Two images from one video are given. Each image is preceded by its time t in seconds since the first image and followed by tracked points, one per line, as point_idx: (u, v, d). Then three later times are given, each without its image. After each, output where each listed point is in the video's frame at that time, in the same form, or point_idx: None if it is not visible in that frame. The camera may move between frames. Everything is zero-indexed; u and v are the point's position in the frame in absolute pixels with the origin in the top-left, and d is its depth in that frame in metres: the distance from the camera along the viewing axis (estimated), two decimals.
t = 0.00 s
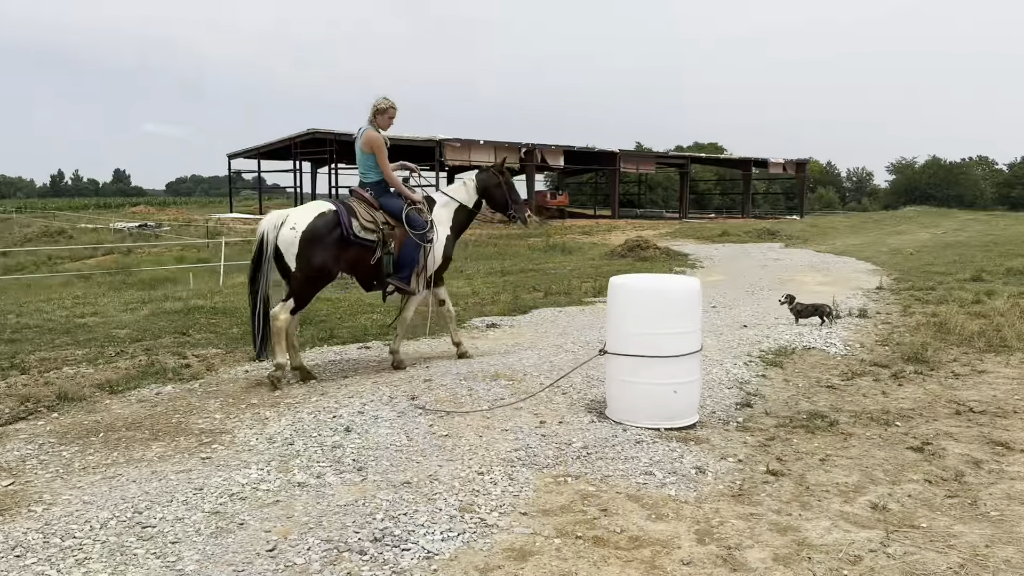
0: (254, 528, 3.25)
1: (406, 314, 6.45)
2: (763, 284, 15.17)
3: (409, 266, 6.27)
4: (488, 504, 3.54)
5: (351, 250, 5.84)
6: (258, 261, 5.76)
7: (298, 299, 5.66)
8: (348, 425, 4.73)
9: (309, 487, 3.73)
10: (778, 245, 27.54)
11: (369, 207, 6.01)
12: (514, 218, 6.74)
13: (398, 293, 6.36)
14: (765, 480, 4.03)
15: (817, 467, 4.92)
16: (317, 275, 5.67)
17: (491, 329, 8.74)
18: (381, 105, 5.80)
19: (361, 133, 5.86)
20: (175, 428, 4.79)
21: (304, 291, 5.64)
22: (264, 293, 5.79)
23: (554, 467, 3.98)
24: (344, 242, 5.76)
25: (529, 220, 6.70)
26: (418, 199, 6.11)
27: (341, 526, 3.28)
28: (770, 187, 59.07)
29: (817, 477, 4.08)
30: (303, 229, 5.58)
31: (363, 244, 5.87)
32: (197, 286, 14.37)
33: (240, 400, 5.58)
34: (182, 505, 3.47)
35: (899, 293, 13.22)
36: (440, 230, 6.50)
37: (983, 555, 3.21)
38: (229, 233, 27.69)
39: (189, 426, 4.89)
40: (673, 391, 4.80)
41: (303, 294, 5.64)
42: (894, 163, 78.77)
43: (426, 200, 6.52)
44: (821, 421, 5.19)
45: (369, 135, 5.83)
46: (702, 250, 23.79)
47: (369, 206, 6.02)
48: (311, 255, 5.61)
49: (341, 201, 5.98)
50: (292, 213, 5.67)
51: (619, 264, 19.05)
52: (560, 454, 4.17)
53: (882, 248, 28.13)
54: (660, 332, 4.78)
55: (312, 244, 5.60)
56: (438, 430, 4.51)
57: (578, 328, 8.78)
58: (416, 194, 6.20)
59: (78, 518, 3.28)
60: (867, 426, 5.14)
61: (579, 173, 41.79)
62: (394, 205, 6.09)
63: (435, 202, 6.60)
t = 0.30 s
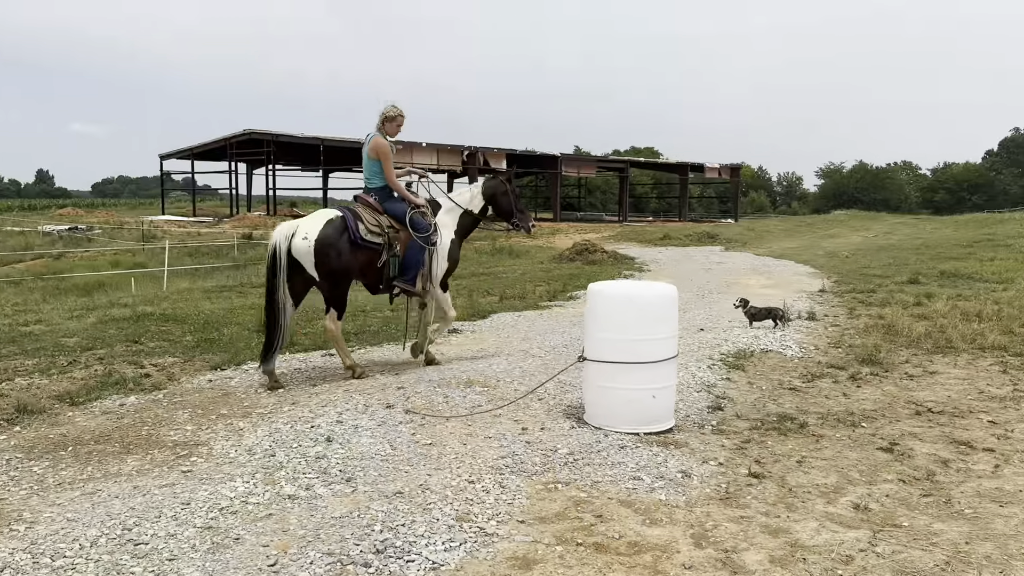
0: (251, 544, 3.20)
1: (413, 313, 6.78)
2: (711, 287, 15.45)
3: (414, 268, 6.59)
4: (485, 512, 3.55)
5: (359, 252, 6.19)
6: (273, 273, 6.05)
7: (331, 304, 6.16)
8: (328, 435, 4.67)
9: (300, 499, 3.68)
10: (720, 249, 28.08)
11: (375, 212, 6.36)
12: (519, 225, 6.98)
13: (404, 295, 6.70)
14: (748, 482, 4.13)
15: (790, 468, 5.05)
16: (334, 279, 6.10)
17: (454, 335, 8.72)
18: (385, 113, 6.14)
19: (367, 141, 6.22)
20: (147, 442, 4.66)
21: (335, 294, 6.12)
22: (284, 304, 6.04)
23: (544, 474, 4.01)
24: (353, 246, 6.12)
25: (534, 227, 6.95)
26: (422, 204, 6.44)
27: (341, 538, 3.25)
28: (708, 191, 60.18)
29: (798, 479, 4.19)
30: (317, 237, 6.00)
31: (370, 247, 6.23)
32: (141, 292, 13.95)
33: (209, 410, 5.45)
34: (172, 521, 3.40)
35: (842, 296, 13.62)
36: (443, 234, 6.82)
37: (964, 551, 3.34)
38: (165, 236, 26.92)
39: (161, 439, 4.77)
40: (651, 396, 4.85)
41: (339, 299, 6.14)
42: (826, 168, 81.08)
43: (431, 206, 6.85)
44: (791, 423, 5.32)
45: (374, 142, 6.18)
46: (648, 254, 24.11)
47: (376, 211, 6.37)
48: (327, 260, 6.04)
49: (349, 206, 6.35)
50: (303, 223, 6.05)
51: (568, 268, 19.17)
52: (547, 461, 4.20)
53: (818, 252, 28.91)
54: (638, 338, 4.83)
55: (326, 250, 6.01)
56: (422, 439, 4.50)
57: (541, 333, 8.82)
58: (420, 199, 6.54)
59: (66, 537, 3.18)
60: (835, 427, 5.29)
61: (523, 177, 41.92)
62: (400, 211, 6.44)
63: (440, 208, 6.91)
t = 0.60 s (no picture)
0: (247, 552, 3.17)
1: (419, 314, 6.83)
2: (657, 290, 15.72)
3: (419, 267, 6.65)
4: (475, 514, 3.58)
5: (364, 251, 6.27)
6: (279, 270, 6.13)
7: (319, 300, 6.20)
8: (305, 440, 4.63)
9: (287, 505, 3.66)
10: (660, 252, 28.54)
11: (379, 212, 6.49)
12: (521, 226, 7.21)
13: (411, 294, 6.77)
14: (725, 478, 4.24)
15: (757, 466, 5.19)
16: (335, 275, 6.16)
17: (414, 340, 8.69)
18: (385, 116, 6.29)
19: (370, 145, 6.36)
20: (115, 451, 4.54)
21: (325, 291, 6.15)
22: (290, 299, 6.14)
23: (528, 476, 4.06)
24: (357, 243, 6.21)
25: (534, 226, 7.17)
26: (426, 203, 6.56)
27: (336, 544, 3.24)
28: (644, 195, 61.04)
29: (770, 475, 4.33)
30: (320, 233, 6.06)
31: (375, 245, 6.31)
32: (78, 296, 13.51)
33: (174, 418, 5.33)
34: (159, 530, 3.34)
35: (784, 297, 14.01)
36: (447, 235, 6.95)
37: (936, 540, 3.51)
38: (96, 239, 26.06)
39: (129, 448, 4.65)
40: (625, 397, 4.94)
41: (328, 297, 6.20)
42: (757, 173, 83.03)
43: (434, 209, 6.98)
44: (756, 420, 5.47)
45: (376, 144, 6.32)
46: (591, 258, 24.35)
47: (380, 210, 6.49)
48: (327, 257, 6.09)
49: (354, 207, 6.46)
50: (306, 221, 6.13)
51: (513, 271, 19.24)
52: (529, 462, 4.25)
53: (753, 255, 29.61)
54: (609, 340, 4.90)
55: (329, 246, 6.08)
56: (401, 444, 4.50)
57: (501, 336, 8.86)
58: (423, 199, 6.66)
59: (52, 549, 3.10)
60: (797, 424, 5.48)
61: (462, 181, 41.87)
62: (403, 210, 6.55)
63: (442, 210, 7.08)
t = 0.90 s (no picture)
0: (242, 561, 3.18)
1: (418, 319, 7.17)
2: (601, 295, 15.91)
3: (418, 273, 7.00)
4: (463, 517, 3.65)
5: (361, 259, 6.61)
6: (279, 278, 6.33)
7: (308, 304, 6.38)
8: (281, 449, 4.63)
9: (273, 513, 3.67)
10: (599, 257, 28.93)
11: (378, 221, 6.81)
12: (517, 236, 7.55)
13: (408, 299, 7.11)
14: (694, 477, 4.41)
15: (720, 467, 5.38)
16: (331, 283, 6.46)
17: (372, 348, 8.69)
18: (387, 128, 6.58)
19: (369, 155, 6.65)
20: (84, 463, 4.47)
21: (319, 298, 6.40)
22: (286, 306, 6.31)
23: (509, 478, 4.15)
24: (356, 253, 6.53)
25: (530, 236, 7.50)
26: (424, 213, 6.87)
27: (329, 550, 3.28)
28: (579, 201, 61.58)
29: (738, 473, 4.52)
30: (320, 242, 6.34)
31: (374, 254, 6.64)
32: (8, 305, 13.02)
33: (138, 428, 5.24)
34: (147, 541, 3.32)
35: (725, 301, 14.40)
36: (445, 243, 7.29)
37: (899, 532, 3.73)
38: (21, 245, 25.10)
39: (96, 459, 4.58)
40: (594, 400, 5.05)
41: (316, 302, 6.40)
42: (689, 178, 84.72)
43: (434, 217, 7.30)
44: (716, 421, 5.66)
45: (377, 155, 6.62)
46: (532, 263, 24.54)
47: (380, 219, 6.81)
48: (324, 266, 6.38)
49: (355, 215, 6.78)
50: (305, 230, 6.39)
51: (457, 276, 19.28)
52: (507, 466, 4.34)
53: (689, 259, 30.24)
54: (574, 345, 5.00)
55: (327, 256, 6.38)
56: (378, 451, 4.53)
57: (458, 342, 8.92)
58: (422, 208, 6.97)
59: (39, 564, 3.06)
60: (756, 424, 5.66)
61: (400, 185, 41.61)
62: (402, 219, 6.87)
63: (442, 218, 7.42)
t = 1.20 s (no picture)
0: (230, 568, 3.17)
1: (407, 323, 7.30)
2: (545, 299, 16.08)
3: (409, 279, 7.13)
4: (445, 519, 3.72)
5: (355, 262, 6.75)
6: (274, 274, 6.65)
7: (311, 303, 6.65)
8: (251, 456, 4.60)
9: (254, 520, 3.66)
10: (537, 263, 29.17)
11: (373, 226, 6.90)
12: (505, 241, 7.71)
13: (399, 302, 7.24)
14: (662, 475, 4.55)
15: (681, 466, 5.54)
16: (327, 285, 6.61)
17: (325, 355, 8.65)
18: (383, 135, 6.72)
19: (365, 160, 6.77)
20: (47, 475, 4.36)
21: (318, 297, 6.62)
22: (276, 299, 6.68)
23: (485, 481, 4.22)
24: (350, 256, 6.67)
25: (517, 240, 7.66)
26: (418, 219, 7.00)
27: (317, 555, 3.30)
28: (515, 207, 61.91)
29: (703, 469, 4.69)
30: (316, 245, 6.51)
31: (367, 258, 6.78)
32: None
33: (97, 439, 5.13)
34: (129, 551, 3.28)
35: (667, 304, 14.71)
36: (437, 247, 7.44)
37: (860, 524, 3.94)
38: None
39: (59, 471, 4.48)
40: (562, 403, 5.14)
41: (321, 301, 6.64)
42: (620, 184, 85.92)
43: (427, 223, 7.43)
44: (675, 420, 5.83)
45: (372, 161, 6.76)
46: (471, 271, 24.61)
47: (376, 224, 6.95)
48: (320, 268, 6.55)
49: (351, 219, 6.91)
50: (302, 232, 6.58)
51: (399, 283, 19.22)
52: (482, 468, 4.41)
53: (626, 264, 30.72)
54: (540, 348, 5.08)
55: (322, 258, 6.53)
56: (350, 458, 4.55)
57: (413, 348, 8.95)
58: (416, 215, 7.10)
59: None
60: (713, 423, 5.83)
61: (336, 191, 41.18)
62: (396, 224, 7.00)
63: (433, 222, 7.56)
